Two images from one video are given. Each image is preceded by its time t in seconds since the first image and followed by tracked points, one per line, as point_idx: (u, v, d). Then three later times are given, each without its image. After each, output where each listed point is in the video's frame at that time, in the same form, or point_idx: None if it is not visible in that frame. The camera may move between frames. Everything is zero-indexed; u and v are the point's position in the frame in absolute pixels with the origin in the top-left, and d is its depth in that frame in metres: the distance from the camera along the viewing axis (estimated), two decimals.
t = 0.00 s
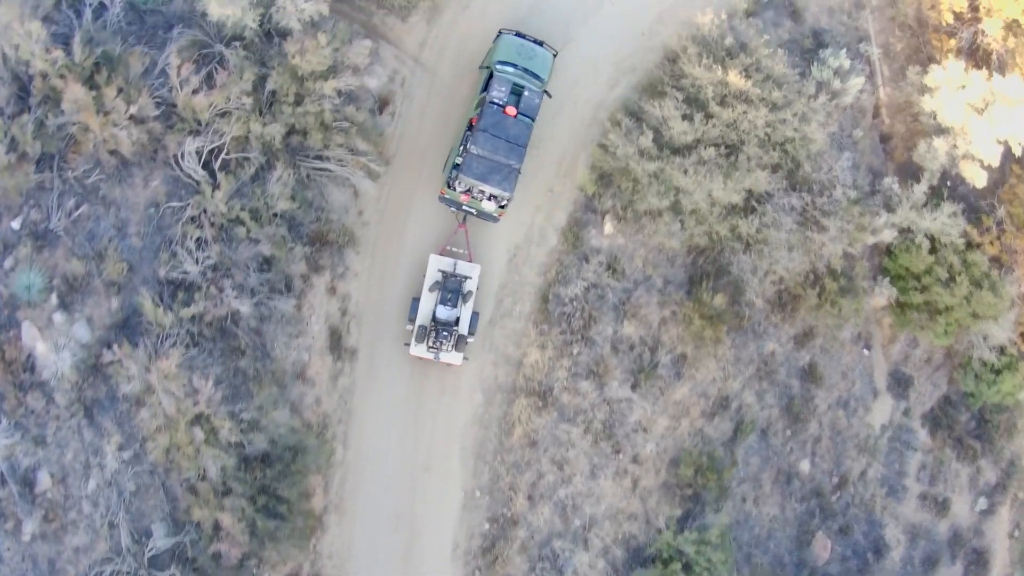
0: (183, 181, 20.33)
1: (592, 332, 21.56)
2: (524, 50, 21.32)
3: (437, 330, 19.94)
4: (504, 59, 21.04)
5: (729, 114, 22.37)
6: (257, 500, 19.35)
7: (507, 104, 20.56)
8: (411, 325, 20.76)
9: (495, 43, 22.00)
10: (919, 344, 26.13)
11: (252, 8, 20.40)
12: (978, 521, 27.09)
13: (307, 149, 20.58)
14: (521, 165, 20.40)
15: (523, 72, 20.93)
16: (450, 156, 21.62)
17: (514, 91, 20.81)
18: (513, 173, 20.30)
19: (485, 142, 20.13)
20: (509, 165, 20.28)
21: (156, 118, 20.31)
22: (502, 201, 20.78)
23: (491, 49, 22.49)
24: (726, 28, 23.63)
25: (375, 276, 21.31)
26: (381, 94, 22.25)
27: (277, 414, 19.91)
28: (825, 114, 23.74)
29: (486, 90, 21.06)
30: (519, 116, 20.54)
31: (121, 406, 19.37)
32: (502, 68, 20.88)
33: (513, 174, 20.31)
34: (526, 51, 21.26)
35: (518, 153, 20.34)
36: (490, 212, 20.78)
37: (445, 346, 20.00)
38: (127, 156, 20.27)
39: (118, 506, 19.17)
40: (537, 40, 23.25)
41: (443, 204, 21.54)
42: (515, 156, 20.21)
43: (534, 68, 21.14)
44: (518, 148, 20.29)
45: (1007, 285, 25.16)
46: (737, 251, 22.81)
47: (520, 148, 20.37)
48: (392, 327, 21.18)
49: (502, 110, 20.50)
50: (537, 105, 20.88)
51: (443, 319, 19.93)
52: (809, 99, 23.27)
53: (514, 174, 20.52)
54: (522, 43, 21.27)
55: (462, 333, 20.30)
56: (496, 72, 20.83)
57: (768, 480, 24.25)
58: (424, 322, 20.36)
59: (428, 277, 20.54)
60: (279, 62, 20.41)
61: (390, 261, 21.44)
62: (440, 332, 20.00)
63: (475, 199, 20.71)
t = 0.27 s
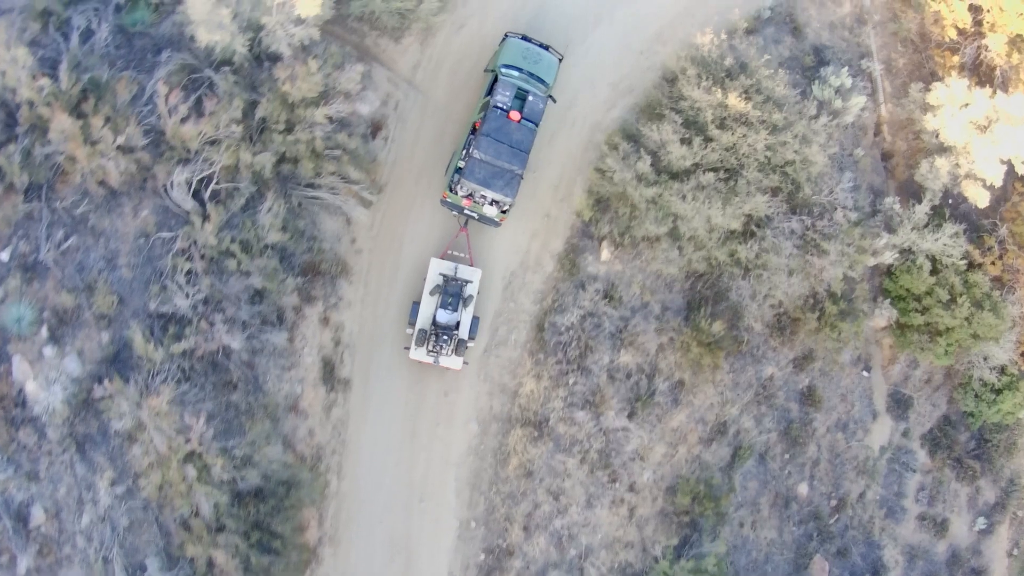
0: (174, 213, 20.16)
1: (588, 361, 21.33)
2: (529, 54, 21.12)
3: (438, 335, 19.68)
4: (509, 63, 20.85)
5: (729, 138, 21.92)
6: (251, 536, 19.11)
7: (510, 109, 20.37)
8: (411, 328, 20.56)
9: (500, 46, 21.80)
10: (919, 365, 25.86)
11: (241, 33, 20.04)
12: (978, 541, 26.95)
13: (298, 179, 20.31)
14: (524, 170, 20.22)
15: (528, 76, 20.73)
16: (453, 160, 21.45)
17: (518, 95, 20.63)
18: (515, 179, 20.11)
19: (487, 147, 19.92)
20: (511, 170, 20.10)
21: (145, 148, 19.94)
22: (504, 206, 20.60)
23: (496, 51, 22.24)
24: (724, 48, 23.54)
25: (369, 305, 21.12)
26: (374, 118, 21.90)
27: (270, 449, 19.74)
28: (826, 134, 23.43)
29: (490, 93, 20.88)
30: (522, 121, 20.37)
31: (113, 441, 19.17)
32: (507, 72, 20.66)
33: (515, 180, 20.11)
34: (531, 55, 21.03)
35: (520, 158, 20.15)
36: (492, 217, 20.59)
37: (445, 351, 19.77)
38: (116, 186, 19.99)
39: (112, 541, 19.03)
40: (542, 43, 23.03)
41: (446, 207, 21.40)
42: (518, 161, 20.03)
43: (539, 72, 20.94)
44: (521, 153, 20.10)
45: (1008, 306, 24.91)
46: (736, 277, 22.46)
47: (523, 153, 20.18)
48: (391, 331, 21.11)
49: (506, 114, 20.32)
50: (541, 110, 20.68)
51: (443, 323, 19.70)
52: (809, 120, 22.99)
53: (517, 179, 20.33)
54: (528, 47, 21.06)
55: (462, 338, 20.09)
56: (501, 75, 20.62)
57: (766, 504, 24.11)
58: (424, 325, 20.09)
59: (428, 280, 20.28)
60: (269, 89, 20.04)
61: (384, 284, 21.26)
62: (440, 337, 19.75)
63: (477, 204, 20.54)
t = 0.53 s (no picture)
0: (163, 244, 19.91)
1: (584, 391, 21.12)
2: (536, 59, 21.09)
3: (438, 340, 19.71)
4: (515, 67, 20.81)
5: (728, 163, 21.58)
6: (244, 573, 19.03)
7: (515, 113, 20.31)
8: (411, 332, 20.57)
9: (507, 49, 21.77)
10: (918, 385, 25.65)
11: (229, 59, 19.69)
12: (975, 560, 26.90)
13: (288, 210, 20.10)
14: (526, 175, 20.16)
15: (534, 80, 20.70)
16: (456, 163, 21.39)
17: (523, 100, 20.57)
18: (517, 184, 20.02)
19: (490, 151, 19.85)
20: (513, 175, 20.04)
21: (132, 179, 19.68)
22: (506, 211, 20.51)
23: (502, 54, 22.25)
24: (724, 69, 23.10)
25: (362, 334, 21.00)
26: (365, 144, 21.64)
27: (262, 486, 19.57)
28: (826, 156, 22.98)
29: (495, 97, 20.82)
30: (527, 125, 20.29)
31: (106, 476, 19.02)
32: (513, 76, 20.67)
33: (517, 185, 20.04)
34: (538, 60, 21.01)
35: (523, 163, 20.09)
36: (493, 221, 20.50)
37: (445, 356, 19.83)
38: (105, 218, 19.75)
39: None
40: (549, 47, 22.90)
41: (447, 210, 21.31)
42: (520, 166, 19.97)
43: (545, 77, 20.90)
44: (524, 158, 20.04)
45: (1009, 325, 24.61)
46: (734, 302, 22.15)
47: (526, 158, 20.11)
48: (391, 337, 21.07)
49: (510, 119, 20.26)
50: (546, 115, 20.63)
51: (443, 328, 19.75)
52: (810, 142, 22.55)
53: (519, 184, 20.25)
54: (535, 51, 21.03)
55: (462, 342, 20.13)
56: (507, 79, 20.60)
57: (763, 529, 23.99)
58: (424, 329, 20.12)
59: (429, 284, 20.30)
60: (258, 117, 19.70)
61: (377, 309, 21.12)
62: (440, 341, 19.78)
63: (478, 208, 20.44)
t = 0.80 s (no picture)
0: (153, 275, 19.59)
1: (579, 422, 21.01)
2: (542, 63, 21.02)
3: (438, 343, 19.70)
4: (521, 71, 20.73)
5: (726, 189, 21.25)
6: None
7: (519, 118, 20.19)
8: (411, 335, 20.55)
9: (514, 53, 21.69)
10: (917, 406, 25.44)
11: (217, 86, 19.30)
12: None
13: (279, 240, 19.96)
14: (528, 181, 20.05)
15: (540, 85, 20.61)
16: (459, 166, 21.28)
17: (528, 104, 20.45)
18: (519, 189, 19.93)
19: (493, 155, 19.77)
20: (516, 180, 19.93)
21: (121, 211, 19.46)
22: (507, 216, 20.41)
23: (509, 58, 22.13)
24: (722, 91, 22.64)
25: (354, 364, 20.86)
26: (357, 171, 21.38)
27: (254, 522, 19.51)
28: (826, 178, 22.55)
29: (500, 101, 20.71)
30: (531, 130, 20.18)
31: (99, 511, 18.88)
32: (519, 80, 20.56)
33: (519, 190, 19.94)
34: (545, 65, 20.96)
35: (526, 169, 19.99)
36: (494, 226, 20.41)
37: (445, 359, 19.80)
38: (93, 250, 19.46)
39: None
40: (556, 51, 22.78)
41: (449, 214, 21.20)
42: (523, 171, 19.87)
43: (551, 82, 20.82)
44: (527, 163, 19.95)
45: (1009, 346, 24.30)
46: (732, 329, 21.85)
47: (529, 164, 20.01)
48: (392, 343, 20.97)
49: (514, 123, 20.16)
50: (550, 120, 20.52)
51: (444, 332, 19.72)
52: (809, 164, 22.15)
53: (521, 190, 20.15)
54: (541, 56, 20.96)
55: (462, 346, 20.09)
56: (512, 83, 20.49)
57: (761, 553, 23.83)
58: (425, 333, 20.11)
59: (429, 287, 20.28)
60: (247, 146, 19.38)
61: (370, 337, 20.95)
62: (440, 345, 19.77)
63: (479, 212, 20.34)
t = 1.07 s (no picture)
0: (142, 308, 19.37)
1: (574, 452, 20.89)
2: (550, 69, 21.00)
3: (438, 346, 19.64)
4: (529, 76, 20.69)
5: (724, 215, 20.99)
6: None
7: (526, 122, 20.14)
8: (412, 336, 20.47)
9: (522, 57, 21.65)
10: (916, 426, 25.23)
11: (205, 114, 18.99)
12: None
13: (269, 271, 19.77)
14: (533, 185, 19.98)
15: (547, 91, 20.57)
16: (464, 169, 21.21)
17: (536, 109, 20.39)
18: (524, 194, 19.86)
19: (499, 159, 19.72)
20: (521, 184, 19.86)
21: (109, 243, 19.23)
22: (511, 220, 20.33)
23: (517, 63, 22.07)
24: (720, 113, 22.28)
25: (347, 394, 20.76)
26: (348, 199, 21.17)
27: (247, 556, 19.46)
28: (826, 201, 22.18)
29: (507, 104, 20.65)
30: (537, 135, 20.12)
31: (91, 545, 18.77)
32: (526, 84, 20.51)
33: (524, 195, 19.86)
34: (553, 70, 20.92)
35: (531, 173, 19.92)
36: (497, 230, 20.32)
37: (445, 362, 19.73)
38: (81, 281, 19.23)
39: None
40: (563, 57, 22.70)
41: (451, 216, 21.12)
42: (528, 176, 19.80)
43: (558, 87, 20.79)
44: (533, 168, 19.88)
45: (1009, 366, 23.78)
46: (729, 354, 21.64)
47: (534, 168, 19.94)
48: (393, 347, 20.93)
49: (521, 127, 20.09)
50: (557, 125, 20.47)
51: (444, 334, 19.68)
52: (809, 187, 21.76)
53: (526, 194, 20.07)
54: (550, 61, 20.94)
55: (462, 349, 20.02)
56: (519, 87, 20.43)
57: None
58: (425, 335, 20.03)
59: (431, 289, 20.17)
60: (235, 176, 19.20)
61: (363, 366, 20.82)
62: (441, 347, 19.69)
63: (483, 215, 20.25)
